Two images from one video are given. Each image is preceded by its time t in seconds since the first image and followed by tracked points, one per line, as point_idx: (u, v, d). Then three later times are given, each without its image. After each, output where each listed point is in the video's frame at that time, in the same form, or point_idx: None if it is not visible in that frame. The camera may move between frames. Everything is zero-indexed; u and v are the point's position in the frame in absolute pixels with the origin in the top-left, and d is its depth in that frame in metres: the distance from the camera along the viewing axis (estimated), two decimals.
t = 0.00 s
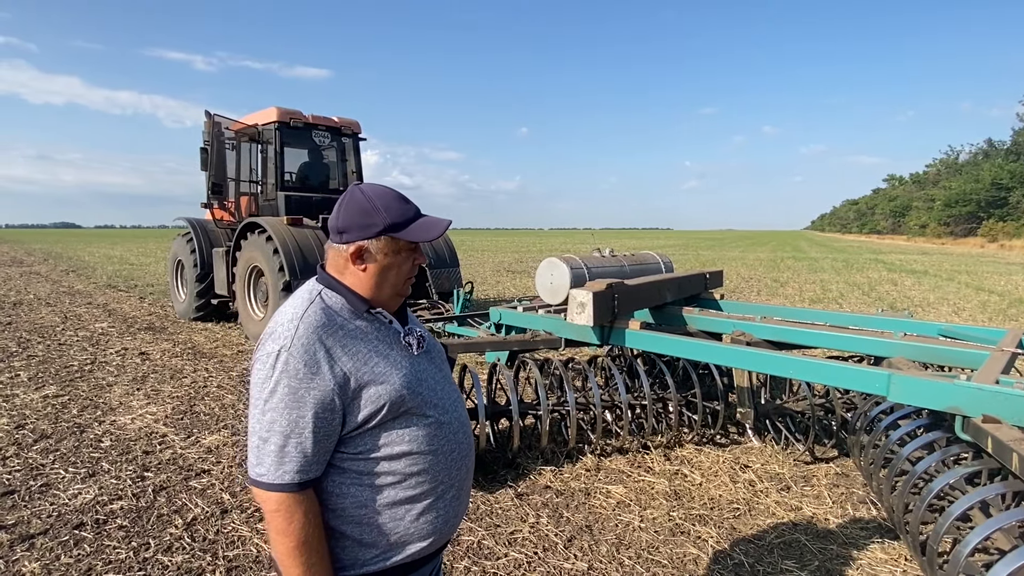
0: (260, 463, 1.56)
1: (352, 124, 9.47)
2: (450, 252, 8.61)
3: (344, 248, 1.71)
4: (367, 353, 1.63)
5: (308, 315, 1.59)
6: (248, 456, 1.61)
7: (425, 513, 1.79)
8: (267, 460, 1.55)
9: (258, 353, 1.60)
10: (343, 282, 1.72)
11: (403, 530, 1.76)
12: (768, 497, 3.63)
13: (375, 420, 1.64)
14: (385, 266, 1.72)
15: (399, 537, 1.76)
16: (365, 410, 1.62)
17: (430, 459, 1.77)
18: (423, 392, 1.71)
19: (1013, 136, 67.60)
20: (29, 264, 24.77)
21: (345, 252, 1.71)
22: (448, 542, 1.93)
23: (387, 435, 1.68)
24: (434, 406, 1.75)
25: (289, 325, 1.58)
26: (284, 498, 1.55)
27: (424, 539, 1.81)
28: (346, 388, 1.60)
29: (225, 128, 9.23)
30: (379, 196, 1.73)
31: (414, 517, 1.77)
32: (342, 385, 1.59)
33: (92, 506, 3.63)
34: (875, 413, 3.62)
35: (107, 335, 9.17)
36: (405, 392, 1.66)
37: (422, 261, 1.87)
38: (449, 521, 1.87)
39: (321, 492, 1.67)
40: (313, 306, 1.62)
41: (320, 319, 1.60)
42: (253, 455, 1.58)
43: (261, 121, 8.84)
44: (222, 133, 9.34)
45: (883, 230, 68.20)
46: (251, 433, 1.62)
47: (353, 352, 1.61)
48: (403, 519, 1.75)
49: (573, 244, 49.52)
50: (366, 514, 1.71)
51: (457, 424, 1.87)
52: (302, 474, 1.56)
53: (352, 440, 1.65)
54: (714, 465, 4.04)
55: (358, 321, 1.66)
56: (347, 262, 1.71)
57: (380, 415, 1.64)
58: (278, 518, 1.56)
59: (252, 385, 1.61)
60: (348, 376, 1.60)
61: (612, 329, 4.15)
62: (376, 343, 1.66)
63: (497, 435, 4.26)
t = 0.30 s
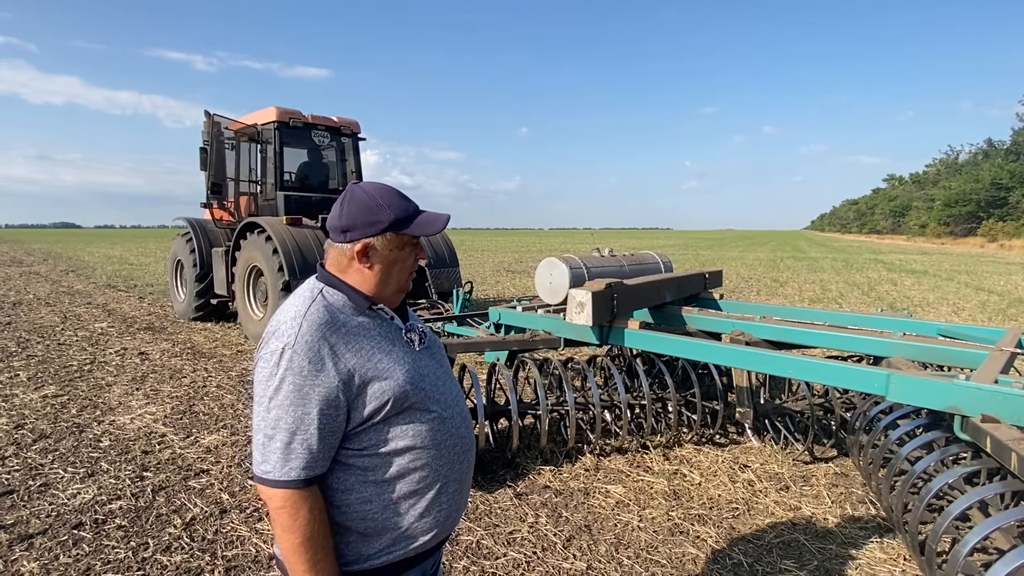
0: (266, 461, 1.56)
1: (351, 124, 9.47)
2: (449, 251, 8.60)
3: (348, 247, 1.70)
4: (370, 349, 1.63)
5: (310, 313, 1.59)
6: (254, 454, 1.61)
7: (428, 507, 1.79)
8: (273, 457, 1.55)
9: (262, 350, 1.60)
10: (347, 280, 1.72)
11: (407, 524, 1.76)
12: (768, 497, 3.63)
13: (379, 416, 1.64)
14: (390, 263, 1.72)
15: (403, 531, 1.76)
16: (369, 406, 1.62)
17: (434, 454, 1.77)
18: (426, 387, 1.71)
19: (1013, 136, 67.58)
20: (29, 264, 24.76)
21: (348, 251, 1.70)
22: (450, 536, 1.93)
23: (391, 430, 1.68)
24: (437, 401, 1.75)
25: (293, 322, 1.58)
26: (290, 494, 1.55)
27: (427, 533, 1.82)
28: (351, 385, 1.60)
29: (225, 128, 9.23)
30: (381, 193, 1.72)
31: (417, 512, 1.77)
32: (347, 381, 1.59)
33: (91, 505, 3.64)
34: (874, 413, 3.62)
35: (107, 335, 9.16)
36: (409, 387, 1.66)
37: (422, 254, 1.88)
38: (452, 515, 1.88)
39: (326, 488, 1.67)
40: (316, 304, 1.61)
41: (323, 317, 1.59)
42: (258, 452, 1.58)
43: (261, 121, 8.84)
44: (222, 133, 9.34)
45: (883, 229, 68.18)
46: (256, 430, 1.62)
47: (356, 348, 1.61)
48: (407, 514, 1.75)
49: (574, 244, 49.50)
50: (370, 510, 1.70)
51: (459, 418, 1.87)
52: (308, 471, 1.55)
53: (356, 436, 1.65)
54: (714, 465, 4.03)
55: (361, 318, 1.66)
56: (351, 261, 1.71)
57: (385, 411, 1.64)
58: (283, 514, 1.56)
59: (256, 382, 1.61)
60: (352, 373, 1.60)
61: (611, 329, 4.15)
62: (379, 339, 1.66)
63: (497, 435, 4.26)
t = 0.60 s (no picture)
0: (271, 462, 1.57)
1: (351, 124, 9.48)
2: (449, 251, 8.60)
3: (355, 247, 1.70)
4: (372, 349, 1.63)
5: (311, 314, 1.59)
6: (259, 458, 1.61)
7: (434, 504, 1.80)
8: (279, 458, 1.55)
9: (264, 353, 1.60)
10: (350, 281, 1.72)
11: (413, 522, 1.77)
12: (767, 497, 3.63)
13: (383, 414, 1.65)
14: (397, 264, 1.74)
15: (409, 528, 1.76)
16: (372, 405, 1.63)
17: (438, 451, 1.77)
18: (428, 384, 1.72)
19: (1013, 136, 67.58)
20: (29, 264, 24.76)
21: (355, 251, 1.70)
22: (455, 532, 1.94)
23: (395, 428, 1.68)
24: (439, 398, 1.76)
25: (294, 324, 1.58)
26: (296, 494, 1.55)
27: (433, 529, 1.83)
28: (354, 384, 1.60)
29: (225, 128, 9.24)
30: (387, 193, 1.73)
31: (423, 508, 1.78)
32: (350, 381, 1.60)
33: (91, 505, 3.64)
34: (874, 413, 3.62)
35: (107, 336, 9.17)
36: (411, 385, 1.67)
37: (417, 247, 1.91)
38: (457, 511, 1.89)
39: (331, 488, 1.67)
40: (316, 305, 1.61)
41: (325, 317, 1.59)
42: (263, 454, 1.58)
43: (261, 121, 8.85)
44: (222, 133, 9.35)
45: (883, 229, 68.17)
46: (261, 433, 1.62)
47: (358, 348, 1.61)
48: (413, 510, 1.76)
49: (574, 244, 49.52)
50: (376, 508, 1.71)
51: (461, 415, 1.87)
52: (315, 471, 1.56)
53: (360, 435, 1.65)
54: (713, 465, 4.04)
55: (361, 318, 1.66)
56: (357, 262, 1.71)
57: (388, 410, 1.65)
58: (289, 515, 1.56)
59: (259, 384, 1.61)
60: (355, 372, 1.60)
61: (611, 329, 4.16)
62: (380, 339, 1.66)
63: (496, 435, 4.27)
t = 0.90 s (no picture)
0: (283, 465, 1.56)
1: (352, 124, 9.49)
2: (450, 252, 8.61)
3: (362, 248, 1.69)
4: (378, 347, 1.64)
5: (317, 315, 1.59)
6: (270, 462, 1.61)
7: (444, 499, 1.81)
8: (291, 460, 1.55)
9: (270, 357, 1.59)
10: (356, 281, 1.71)
11: (425, 517, 1.77)
12: (768, 497, 3.63)
13: (392, 412, 1.65)
14: (403, 262, 1.76)
15: (422, 524, 1.77)
16: (382, 403, 1.63)
17: (447, 446, 1.78)
18: (434, 380, 1.72)
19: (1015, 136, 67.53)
20: (31, 264, 24.82)
21: (361, 252, 1.70)
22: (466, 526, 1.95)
23: (404, 425, 1.68)
24: (446, 393, 1.76)
25: (300, 326, 1.58)
26: (308, 496, 1.55)
27: (445, 524, 1.83)
28: (363, 383, 1.60)
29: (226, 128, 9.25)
30: (388, 192, 1.72)
31: (435, 504, 1.78)
32: (359, 379, 1.60)
33: (93, 505, 3.65)
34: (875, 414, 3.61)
35: (108, 335, 9.18)
36: (419, 382, 1.67)
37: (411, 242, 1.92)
38: (467, 505, 1.89)
39: (343, 488, 1.67)
40: (321, 306, 1.61)
41: (330, 318, 1.59)
42: (275, 457, 1.58)
43: (262, 121, 8.85)
44: (223, 133, 9.36)
45: (885, 230, 68.12)
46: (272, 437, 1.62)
47: (365, 347, 1.62)
48: (426, 506, 1.76)
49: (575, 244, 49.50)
50: (389, 506, 1.71)
51: (468, 410, 1.88)
52: (328, 471, 1.56)
53: (371, 435, 1.65)
54: (714, 465, 4.04)
55: (366, 317, 1.66)
56: (364, 262, 1.71)
57: (398, 407, 1.65)
58: (299, 515, 1.56)
59: (266, 389, 1.61)
60: (363, 371, 1.60)
61: (613, 329, 4.16)
62: (386, 337, 1.66)
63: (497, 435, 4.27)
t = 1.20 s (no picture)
0: (286, 473, 1.56)
1: (355, 124, 9.50)
2: (453, 252, 8.61)
3: (352, 249, 1.69)
4: (376, 350, 1.64)
5: (312, 321, 1.58)
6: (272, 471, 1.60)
7: (448, 498, 1.81)
8: (293, 468, 1.55)
9: (267, 364, 1.59)
10: (349, 283, 1.71)
11: (430, 518, 1.77)
12: (770, 498, 3.62)
13: (393, 414, 1.65)
14: (394, 262, 1.76)
15: (427, 525, 1.77)
16: (382, 405, 1.63)
17: (449, 445, 1.78)
18: (433, 380, 1.72)
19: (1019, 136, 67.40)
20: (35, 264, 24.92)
21: (352, 253, 1.69)
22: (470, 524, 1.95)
23: (406, 427, 1.68)
24: (445, 392, 1.76)
25: (297, 332, 1.57)
26: (312, 503, 1.55)
27: (450, 523, 1.84)
28: (362, 387, 1.60)
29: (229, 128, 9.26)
30: (377, 192, 1.72)
31: (439, 503, 1.78)
32: (359, 383, 1.60)
33: (96, 504, 3.66)
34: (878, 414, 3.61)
35: (111, 335, 9.20)
36: (418, 382, 1.67)
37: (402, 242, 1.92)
38: (471, 503, 1.90)
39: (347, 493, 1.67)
40: (316, 311, 1.61)
41: (326, 323, 1.59)
42: (277, 465, 1.57)
43: (265, 121, 8.87)
44: (226, 133, 9.39)
45: (888, 230, 68.01)
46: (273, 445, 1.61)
47: (362, 350, 1.61)
48: (430, 507, 1.77)
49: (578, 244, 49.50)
50: (393, 508, 1.71)
51: (468, 408, 1.88)
52: (330, 477, 1.56)
53: (373, 438, 1.65)
54: (717, 466, 4.03)
55: (362, 320, 1.66)
56: (355, 263, 1.70)
57: (398, 409, 1.65)
58: (305, 523, 1.55)
59: (265, 397, 1.60)
60: (362, 374, 1.60)
61: (615, 329, 4.16)
62: (382, 339, 1.66)
63: (500, 435, 4.28)
